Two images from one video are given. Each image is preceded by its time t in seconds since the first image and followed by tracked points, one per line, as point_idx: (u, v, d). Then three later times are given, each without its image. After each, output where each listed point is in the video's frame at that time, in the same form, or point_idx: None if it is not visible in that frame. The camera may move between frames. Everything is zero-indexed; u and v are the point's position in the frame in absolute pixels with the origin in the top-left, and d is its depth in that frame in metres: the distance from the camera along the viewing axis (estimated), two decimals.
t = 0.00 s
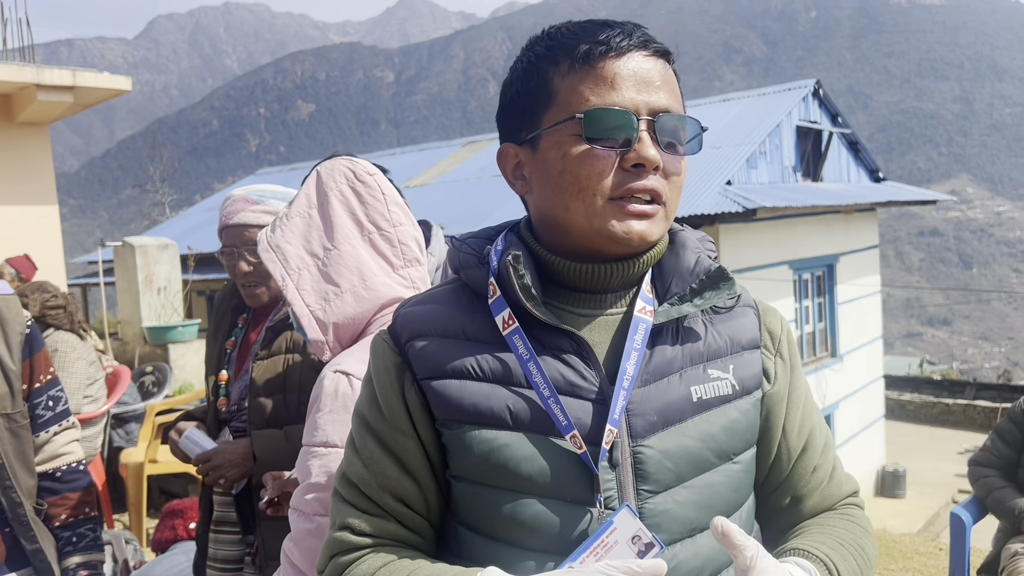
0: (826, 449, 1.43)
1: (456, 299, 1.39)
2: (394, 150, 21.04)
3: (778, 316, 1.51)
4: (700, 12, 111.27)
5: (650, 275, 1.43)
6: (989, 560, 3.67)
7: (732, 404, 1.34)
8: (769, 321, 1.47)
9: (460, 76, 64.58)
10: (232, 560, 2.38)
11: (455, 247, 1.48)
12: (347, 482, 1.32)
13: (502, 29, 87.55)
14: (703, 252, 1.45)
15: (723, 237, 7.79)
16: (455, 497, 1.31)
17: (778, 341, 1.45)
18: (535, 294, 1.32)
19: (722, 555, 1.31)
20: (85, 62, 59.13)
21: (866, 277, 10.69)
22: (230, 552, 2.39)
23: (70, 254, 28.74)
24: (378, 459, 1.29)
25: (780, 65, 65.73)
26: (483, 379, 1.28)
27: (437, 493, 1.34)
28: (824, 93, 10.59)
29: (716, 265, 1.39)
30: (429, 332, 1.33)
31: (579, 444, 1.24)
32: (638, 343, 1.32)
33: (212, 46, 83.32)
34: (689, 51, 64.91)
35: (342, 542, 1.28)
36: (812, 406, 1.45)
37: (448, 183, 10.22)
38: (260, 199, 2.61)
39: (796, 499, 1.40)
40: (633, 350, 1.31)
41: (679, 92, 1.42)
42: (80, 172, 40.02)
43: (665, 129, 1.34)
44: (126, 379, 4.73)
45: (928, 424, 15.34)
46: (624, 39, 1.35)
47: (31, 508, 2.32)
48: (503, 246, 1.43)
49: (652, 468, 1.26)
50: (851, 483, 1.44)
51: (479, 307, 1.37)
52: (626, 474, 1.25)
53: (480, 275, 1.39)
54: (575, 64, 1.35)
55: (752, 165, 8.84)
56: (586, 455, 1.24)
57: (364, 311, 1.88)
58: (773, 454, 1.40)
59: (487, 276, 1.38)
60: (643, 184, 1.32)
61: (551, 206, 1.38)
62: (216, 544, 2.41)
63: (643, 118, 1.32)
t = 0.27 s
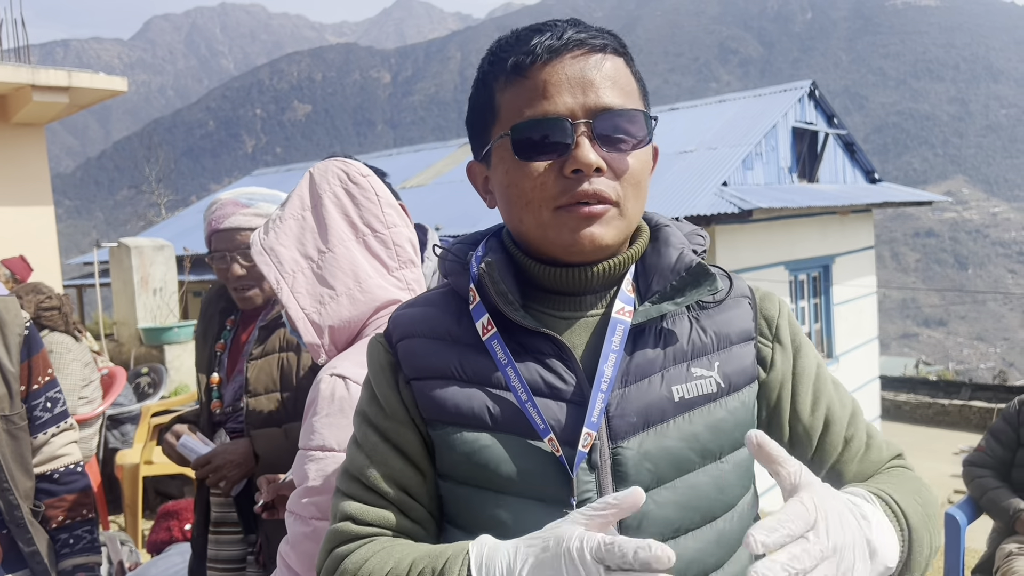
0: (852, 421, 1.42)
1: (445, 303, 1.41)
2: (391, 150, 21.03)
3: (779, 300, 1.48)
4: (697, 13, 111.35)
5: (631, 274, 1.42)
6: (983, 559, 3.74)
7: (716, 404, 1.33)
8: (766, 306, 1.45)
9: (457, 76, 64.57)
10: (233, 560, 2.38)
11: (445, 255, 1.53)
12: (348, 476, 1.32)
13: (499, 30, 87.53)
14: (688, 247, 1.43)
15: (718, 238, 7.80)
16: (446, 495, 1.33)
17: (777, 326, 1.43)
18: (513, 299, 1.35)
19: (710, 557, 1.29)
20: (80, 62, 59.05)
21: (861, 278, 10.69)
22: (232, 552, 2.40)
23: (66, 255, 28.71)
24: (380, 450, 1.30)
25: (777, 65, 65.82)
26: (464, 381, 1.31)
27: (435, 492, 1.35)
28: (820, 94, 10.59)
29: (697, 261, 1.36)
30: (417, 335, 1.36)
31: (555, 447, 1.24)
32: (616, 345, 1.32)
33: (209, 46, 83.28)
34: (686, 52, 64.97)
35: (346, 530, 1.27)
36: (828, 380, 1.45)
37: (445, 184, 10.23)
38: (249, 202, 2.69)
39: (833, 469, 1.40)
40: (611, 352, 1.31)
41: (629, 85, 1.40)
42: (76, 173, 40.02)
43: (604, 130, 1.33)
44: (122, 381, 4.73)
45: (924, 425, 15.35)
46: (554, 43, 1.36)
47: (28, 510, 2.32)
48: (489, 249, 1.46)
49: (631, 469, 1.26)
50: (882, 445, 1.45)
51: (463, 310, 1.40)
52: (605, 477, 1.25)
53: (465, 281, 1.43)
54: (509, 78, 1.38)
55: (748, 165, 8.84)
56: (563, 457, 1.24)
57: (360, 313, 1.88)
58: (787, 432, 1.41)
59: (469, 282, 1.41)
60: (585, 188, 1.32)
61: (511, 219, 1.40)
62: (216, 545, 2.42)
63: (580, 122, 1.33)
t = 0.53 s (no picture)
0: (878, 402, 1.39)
1: (446, 302, 1.44)
2: (389, 151, 21.05)
3: (789, 295, 1.47)
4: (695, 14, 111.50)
5: (627, 272, 1.43)
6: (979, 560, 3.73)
7: (714, 404, 1.31)
8: (774, 298, 1.45)
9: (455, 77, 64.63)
10: (241, 558, 2.41)
11: (446, 255, 1.56)
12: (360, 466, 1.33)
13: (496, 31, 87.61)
14: (684, 243, 1.41)
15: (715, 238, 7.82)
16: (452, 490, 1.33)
17: (786, 316, 1.41)
18: (506, 301, 1.38)
19: (705, 562, 1.27)
20: (77, 63, 59.04)
21: (858, 279, 10.70)
22: (240, 550, 2.43)
23: (63, 255, 28.73)
24: (390, 439, 1.31)
25: (775, 67, 65.95)
26: (462, 379, 1.33)
27: (440, 488, 1.35)
28: (817, 95, 10.61)
29: (691, 258, 1.35)
30: (417, 332, 1.38)
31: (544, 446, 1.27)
32: (608, 345, 1.33)
33: (206, 47, 83.33)
34: (683, 54, 65.07)
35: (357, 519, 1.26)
36: (847, 364, 1.41)
37: (442, 185, 10.24)
38: (245, 202, 2.79)
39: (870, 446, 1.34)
40: (602, 353, 1.32)
41: (597, 79, 1.39)
42: (73, 174, 40.06)
43: (572, 127, 1.34)
44: (119, 382, 4.73)
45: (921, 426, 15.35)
46: (512, 48, 1.38)
47: (28, 511, 2.32)
48: (487, 252, 1.48)
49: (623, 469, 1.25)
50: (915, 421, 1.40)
51: (461, 310, 1.42)
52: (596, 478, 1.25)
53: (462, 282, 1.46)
54: (477, 89, 1.42)
55: (745, 166, 8.85)
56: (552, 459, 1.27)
57: (361, 313, 1.88)
58: (806, 415, 1.37)
59: (465, 283, 1.45)
60: (560, 188, 1.32)
61: (500, 226, 1.43)
62: (223, 545, 2.43)
63: (547, 124, 1.34)
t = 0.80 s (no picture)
0: (874, 427, 1.33)
1: (450, 308, 1.46)
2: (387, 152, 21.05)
3: (801, 302, 1.40)
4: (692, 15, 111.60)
5: (630, 273, 1.41)
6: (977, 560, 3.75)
7: (715, 408, 1.29)
8: (782, 304, 1.38)
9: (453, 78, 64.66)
10: (250, 558, 2.41)
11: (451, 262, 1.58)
12: (369, 481, 1.42)
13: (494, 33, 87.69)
14: (688, 246, 1.38)
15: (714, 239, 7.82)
16: (452, 498, 1.39)
17: (793, 324, 1.35)
18: (507, 305, 1.38)
19: (706, 565, 1.26)
20: (75, 64, 59.02)
21: (856, 279, 10.71)
22: (248, 549, 2.42)
23: (60, 256, 28.75)
24: (393, 457, 1.39)
25: (772, 67, 66.04)
26: (464, 385, 1.35)
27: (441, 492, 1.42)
28: (815, 96, 10.62)
29: (693, 261, 1.32)
30: (420, 340, 1.41)
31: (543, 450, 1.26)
32: (607, 348, 1.31)
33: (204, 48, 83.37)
34: (681, 54, 65.13)
35: (362, 534, 1.37)
36: (850, 385, 1.34)
37: (440, 186, 10.23)
38: (243, 203, 2.80)
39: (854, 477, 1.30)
40: (601, 357, 1.30)
41: (589, 78, 1.39)
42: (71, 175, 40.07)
43: (563, 128, 1.33)
44: (117, 383, 4.73)
45: (919, 426, 15.37)
46: (500, 53, 1.39)
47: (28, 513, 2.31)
48: (488, 255, 1.48)
49: (622, 473, 1.25)
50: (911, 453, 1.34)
51: (463, 315, 1.44)
52: (595, 482, 1.25)
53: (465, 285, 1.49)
54: (469, 96, 1.43)
55: (743, 167, 8.85)
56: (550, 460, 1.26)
57: (361, 316, 1.89)
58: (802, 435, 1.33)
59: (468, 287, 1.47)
60: (555, 189, 1.32)
61: (499, 231, 1.43)
62: (230, 545, 2.42)
63: (539, 126, 1.34)
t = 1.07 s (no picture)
0: (843, 460, 1.31)
1: (451, 309, 1.47)
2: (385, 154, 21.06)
3: (801, 314, 1.38)
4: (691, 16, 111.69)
5: (630, 279, 1.40)
6: (976, 560, 3.76)
7: (714, 413, 1.28)
8: (782, 316, 1.36)
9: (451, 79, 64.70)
10: (254, 558, 2.41)
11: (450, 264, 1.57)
12: (370, 483, 1.43)
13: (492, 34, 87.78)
14: (689, 252, 1.37)
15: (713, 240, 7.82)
16: (451, 500, 1.40)
17: (789, 338, 1.34)
18: (506, 310, 1.38)
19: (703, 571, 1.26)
20: (73, 65, 59.03)
21: (855, 280, 10.72)
22: (252, 550, 2.42)
23: (58, 258, 28.79)
24: (393, 461, 1.40)
25: (771, 68, 66.10)
26: (465, 391, 1.35)
27: (441, 490, 1.43)
28: (814, 97, 10.62)
29: (694, 268, 1.31)
30: (420, 344, 1.41)
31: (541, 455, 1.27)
32: (606, 355, 1.31)
33: (202, 49, 83.44)
34: (679, 55, 65.21)
35: (363, 535, 1.39)
36: (833, 413, 1.32)
37: (439, 187, 10.23)
38: (245, 205, 2.81)
39: (803, 504, 1.32)
40: (599, 364, 1.30)
41: (590, 84, 1.38)
42: (69, 176, 40.24)
43: (564, 136, 1.33)
44: (116, 384, 4.73)
45: (917, 427, 15.38)
46: (502, 59, 1.38)
47: (27, 515, 2.31)
48: (488, 260, 1.48)
49: (621, 478, 1.25)
50: (875, 494, 1.31)
51: (464, 318, 1.44)
52: (595, 487, 1.25)
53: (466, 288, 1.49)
54: (471, 102, 1.43)
55: (742, 169, 8.85)
56: (548, 464, 1.26)
57: (360, 319, 1.89)
58: (780, 454, 1.32)
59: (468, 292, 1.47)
60: (554, 199, 1.32)
61: (499, 236, 1.43)
62: (233, 546, 2.42)
63: (540, 134, 1.33)
